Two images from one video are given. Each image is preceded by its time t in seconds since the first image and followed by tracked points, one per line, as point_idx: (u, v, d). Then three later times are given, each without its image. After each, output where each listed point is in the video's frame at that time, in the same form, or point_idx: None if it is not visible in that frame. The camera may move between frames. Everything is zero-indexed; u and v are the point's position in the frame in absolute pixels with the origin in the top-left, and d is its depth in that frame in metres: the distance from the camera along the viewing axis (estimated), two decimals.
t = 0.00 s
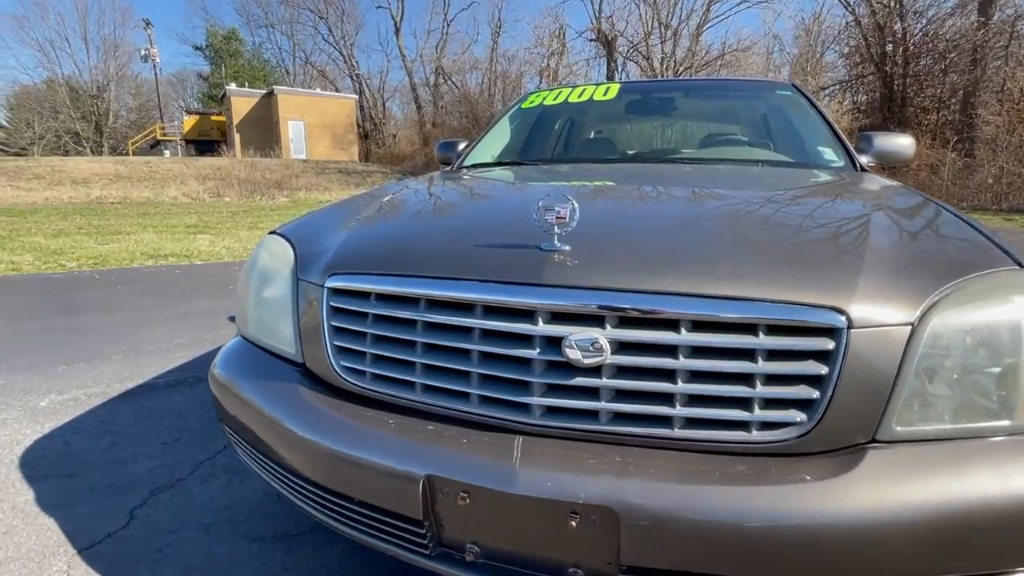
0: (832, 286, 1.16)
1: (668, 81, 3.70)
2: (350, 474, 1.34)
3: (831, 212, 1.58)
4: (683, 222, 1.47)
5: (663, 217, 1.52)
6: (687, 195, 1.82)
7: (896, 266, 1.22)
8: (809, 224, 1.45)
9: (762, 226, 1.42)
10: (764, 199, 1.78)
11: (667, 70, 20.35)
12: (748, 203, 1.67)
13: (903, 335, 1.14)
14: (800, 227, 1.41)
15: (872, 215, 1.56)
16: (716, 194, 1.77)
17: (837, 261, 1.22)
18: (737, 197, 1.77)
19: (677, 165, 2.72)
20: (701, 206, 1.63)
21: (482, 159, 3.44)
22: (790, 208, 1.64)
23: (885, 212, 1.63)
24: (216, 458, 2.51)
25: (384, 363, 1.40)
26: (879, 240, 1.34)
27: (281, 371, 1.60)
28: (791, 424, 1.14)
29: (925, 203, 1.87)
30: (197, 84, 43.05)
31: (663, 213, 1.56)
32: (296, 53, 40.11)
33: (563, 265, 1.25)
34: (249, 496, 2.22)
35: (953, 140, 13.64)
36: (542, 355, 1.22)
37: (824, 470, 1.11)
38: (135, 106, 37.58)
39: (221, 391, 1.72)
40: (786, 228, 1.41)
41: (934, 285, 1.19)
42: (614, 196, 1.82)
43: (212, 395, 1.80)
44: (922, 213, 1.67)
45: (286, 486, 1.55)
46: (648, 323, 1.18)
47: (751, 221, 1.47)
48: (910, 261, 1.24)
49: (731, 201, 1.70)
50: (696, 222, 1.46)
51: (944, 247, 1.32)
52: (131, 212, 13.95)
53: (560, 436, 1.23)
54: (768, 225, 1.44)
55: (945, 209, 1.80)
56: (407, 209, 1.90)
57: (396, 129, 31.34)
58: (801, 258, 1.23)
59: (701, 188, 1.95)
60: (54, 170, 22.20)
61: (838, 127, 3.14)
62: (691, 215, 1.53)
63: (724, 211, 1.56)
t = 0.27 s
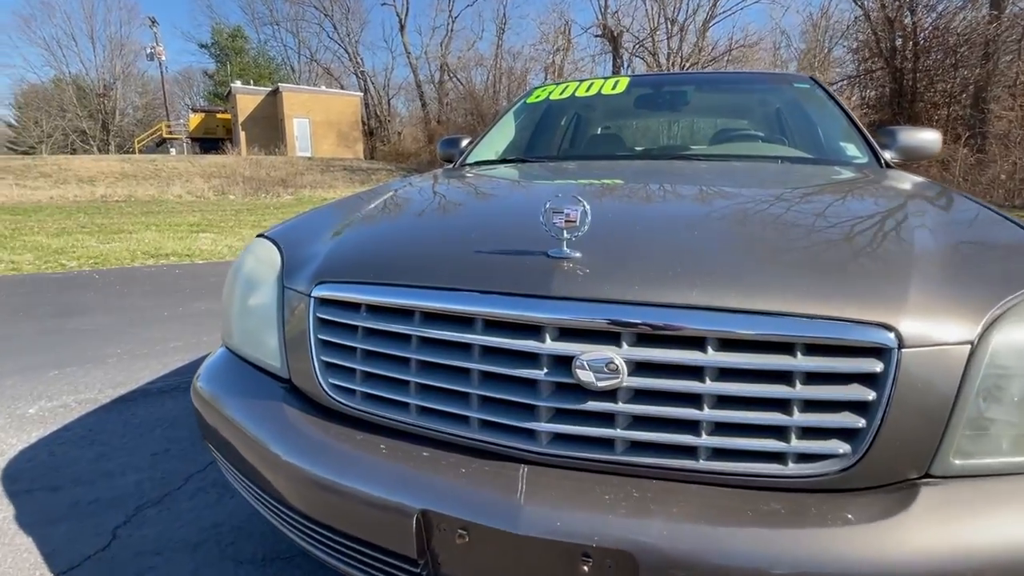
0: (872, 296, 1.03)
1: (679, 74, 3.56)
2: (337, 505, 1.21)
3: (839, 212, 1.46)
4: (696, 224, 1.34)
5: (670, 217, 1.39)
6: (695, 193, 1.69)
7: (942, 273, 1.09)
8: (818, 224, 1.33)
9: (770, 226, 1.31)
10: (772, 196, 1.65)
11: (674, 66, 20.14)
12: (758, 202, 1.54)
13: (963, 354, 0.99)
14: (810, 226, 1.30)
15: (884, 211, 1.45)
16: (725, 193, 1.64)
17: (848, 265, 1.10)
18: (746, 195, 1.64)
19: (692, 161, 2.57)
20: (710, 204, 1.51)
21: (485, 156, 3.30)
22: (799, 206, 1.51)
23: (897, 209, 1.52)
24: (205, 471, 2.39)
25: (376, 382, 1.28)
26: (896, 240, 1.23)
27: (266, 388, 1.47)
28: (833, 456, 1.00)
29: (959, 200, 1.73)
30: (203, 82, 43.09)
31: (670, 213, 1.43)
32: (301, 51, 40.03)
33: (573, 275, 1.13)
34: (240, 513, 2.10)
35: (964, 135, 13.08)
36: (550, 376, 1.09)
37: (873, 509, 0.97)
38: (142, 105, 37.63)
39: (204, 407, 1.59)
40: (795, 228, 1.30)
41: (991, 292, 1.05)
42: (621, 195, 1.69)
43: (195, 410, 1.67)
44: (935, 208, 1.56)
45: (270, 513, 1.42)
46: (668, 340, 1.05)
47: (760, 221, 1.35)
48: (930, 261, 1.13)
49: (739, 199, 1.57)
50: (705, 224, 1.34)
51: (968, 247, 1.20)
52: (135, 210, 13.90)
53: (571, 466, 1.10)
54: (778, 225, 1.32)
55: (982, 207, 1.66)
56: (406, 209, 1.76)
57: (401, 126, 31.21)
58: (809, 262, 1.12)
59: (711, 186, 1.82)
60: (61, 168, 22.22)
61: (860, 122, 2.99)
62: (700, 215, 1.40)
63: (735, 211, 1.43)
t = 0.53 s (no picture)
0: (910, 311, 0.88)
1: (686, 67, 3.39)
2: (301, 552, 1.06)
3: (850, 211, 1.32)
4: (702, 226, 1.20)
5: (674, 219, 1.25)
6: (700, 192, 1.54)
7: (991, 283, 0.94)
8: (829, 224, 1.20)
9: (781, 229, 1.17)
10: (778, 195, 1.51)
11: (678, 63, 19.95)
12: (765, 202, 1.40)
13: None
14: (820, 228, 1.16)
15: (896, 211, 1.32)
16: (730, 192, 1.50)
17: (865, 273, 0.97)
18: (754, 194, 1.50)
19: (702, 158, 2.41)
20: (715, 205, 1.37)
21: (483, 154, 3.15)
22: (808, 206, 1.38)
23: (909, 207, 1.38)
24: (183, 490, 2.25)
25: (349, 410, 1.13)
26: (912, 243, 1.09)
27: (232, 413, 1.32)
28: (878, 506, 0.85)
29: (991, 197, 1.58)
30: (207, 81, 43.02)
31: (674, 215, 1.29)
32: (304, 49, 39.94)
33: (571, 291, 0.98)
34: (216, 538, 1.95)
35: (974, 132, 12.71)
36: (545, 409, 0.94)
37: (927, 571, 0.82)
38: (145, 104, 37.59)
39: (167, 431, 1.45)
40: (805, 230, 1.16)
41: None
42: (623, 195, 1.54)
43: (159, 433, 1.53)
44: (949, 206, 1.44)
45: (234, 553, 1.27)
46: (680, 368, 0.90)
47: (769, 223, 1.21)
48: (953, 264, 0.99)
49: (748, 199, 1.43)
50: (710, 227, 1.20)
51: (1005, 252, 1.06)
52: (136, 209, 13.80)
53: (569, 513, 0.95)
54: (787, 227, 1.18)
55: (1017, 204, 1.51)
56: (395, 211, 1.61)
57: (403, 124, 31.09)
58: (823, 269, 0.98)
59: (719, 185, 1.66)
60: (63, 167, 22.13)
61: (879, 116, 2.83)
62: (706, 217, 1.26)
63: (742, 211, 1.29)
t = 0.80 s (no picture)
0: (945, 333, 0.75)
1: (689, 62, 3.25)
2: None
3: (854, 210, 1.20)
4: (696, 229, 1.07)
5: (672, 224, 1.12)
6: (701, 192, 1.41)
7: None
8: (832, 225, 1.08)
9: (785, 232, 1.04)
10: (780, 195, 1.38)
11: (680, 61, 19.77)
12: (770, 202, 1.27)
13: None
14: (823, 230, 1.04)
15: (901, 210, 1.20)
16: (733, 192, 1.37)
17: (874, 282, 0.85)
18: (757, 194, 1.37)
19: (706, 158, 2.28)
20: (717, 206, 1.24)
21: (477, 153, 3.01)
22: (810, 205, 1.25)
23: (915, 206, 1.27)
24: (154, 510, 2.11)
25: (306, 444, 1.00)
26: (920, 244, 0.97)
27: (184, 441, 1.19)
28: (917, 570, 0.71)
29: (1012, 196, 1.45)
30: (208, 81, 42.93)
31: (670, 217, 1.16)
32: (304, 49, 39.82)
33: (558, 311, 0.85)
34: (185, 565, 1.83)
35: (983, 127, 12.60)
36: (525, 450, 0.80)
37: None
38: (146, 104, 37.51)
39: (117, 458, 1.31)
40: (809, 233, 1.04)
41: None
42: (618, 197, 1.41)
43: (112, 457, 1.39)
44: (954, 203, 1.32)
45: None
46: (683, 404, 0.77)
47: (773, 224, 1.09)
48: (970, 269, 0.88)
49: (752, 199, 1.30)
50: (709, 231, 1.06)
51: None
52: (134, 209, 13.70)
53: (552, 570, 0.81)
54: (791, 229, 1.05)
55: None
56: (381, 213, 1.46)
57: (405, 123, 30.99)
58: (842, 284, 0.85)
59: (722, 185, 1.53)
60: (63, 167, 22.04)
61: (893, 112, 2.69)
62: (707, 220, 1.13)
63: (744, 213, 1.16)
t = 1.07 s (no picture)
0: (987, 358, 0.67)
1: (692, 57, 3.14)
2: None
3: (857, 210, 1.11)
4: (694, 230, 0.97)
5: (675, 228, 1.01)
6: (703, 192, 1.31)
7: None
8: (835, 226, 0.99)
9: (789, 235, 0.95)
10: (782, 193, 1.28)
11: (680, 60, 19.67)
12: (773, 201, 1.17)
13: None
14: (826, 233, 0.95)
15: (903, 210, 1.10)
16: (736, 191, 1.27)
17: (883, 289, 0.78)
18: (760, 194, 1.27)
19: (711, 156, 2.17)
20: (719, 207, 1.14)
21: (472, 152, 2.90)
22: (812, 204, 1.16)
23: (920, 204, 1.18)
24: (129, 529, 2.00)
25: (269, 477, 0.89)
26: (926, 248, 0.90)
27: (142, 468, 1.07)
28: None
29: None
30: (206, 81, 42.79)
31: (669, 219, 1.06)
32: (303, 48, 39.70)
33: (556, 332, 0.74)
34: None
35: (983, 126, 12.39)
36: (514, 493, 0.70)
37: None
38: (144, 104, 37.36)
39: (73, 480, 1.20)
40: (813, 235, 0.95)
41: None
42: (616, 198, 1.30)
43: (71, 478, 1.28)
44: (955, 201, 1.22)
45: None
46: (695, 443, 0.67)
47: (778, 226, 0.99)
48: (980, 273, 0.81)
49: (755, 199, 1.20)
50: (711, 233, 0.97)
51: None
52: (130, 210, 13.59)
53: None
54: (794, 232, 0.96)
55: None
56: (378, 213, 1.35)
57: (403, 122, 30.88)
58: (868, 303, 0.75)
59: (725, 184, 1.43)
60: (61, 167, 21.91)
61: (905, 108, 2.58)
62: (706, 221, 1.03)
63: (748, 214, 1.06)
